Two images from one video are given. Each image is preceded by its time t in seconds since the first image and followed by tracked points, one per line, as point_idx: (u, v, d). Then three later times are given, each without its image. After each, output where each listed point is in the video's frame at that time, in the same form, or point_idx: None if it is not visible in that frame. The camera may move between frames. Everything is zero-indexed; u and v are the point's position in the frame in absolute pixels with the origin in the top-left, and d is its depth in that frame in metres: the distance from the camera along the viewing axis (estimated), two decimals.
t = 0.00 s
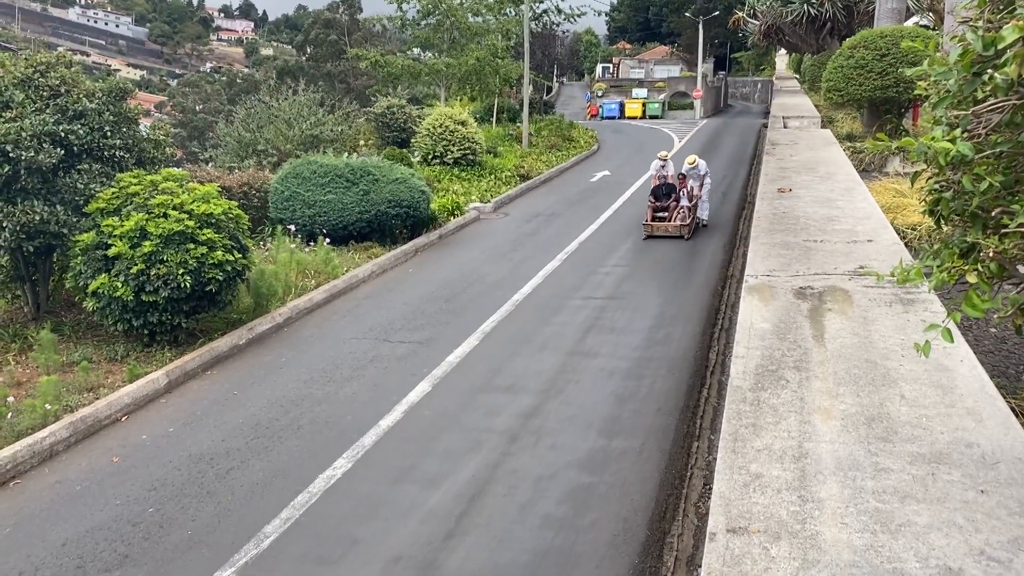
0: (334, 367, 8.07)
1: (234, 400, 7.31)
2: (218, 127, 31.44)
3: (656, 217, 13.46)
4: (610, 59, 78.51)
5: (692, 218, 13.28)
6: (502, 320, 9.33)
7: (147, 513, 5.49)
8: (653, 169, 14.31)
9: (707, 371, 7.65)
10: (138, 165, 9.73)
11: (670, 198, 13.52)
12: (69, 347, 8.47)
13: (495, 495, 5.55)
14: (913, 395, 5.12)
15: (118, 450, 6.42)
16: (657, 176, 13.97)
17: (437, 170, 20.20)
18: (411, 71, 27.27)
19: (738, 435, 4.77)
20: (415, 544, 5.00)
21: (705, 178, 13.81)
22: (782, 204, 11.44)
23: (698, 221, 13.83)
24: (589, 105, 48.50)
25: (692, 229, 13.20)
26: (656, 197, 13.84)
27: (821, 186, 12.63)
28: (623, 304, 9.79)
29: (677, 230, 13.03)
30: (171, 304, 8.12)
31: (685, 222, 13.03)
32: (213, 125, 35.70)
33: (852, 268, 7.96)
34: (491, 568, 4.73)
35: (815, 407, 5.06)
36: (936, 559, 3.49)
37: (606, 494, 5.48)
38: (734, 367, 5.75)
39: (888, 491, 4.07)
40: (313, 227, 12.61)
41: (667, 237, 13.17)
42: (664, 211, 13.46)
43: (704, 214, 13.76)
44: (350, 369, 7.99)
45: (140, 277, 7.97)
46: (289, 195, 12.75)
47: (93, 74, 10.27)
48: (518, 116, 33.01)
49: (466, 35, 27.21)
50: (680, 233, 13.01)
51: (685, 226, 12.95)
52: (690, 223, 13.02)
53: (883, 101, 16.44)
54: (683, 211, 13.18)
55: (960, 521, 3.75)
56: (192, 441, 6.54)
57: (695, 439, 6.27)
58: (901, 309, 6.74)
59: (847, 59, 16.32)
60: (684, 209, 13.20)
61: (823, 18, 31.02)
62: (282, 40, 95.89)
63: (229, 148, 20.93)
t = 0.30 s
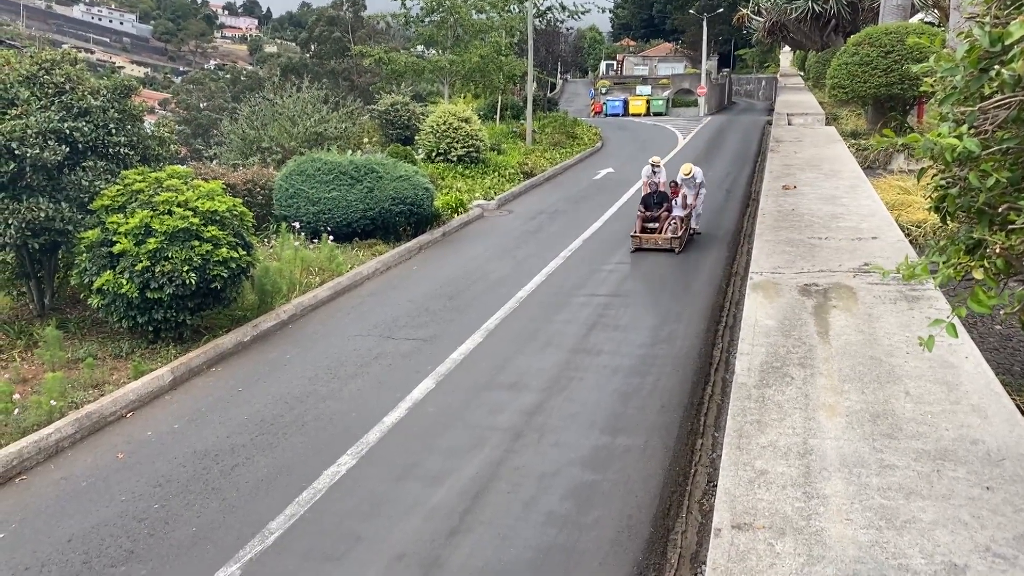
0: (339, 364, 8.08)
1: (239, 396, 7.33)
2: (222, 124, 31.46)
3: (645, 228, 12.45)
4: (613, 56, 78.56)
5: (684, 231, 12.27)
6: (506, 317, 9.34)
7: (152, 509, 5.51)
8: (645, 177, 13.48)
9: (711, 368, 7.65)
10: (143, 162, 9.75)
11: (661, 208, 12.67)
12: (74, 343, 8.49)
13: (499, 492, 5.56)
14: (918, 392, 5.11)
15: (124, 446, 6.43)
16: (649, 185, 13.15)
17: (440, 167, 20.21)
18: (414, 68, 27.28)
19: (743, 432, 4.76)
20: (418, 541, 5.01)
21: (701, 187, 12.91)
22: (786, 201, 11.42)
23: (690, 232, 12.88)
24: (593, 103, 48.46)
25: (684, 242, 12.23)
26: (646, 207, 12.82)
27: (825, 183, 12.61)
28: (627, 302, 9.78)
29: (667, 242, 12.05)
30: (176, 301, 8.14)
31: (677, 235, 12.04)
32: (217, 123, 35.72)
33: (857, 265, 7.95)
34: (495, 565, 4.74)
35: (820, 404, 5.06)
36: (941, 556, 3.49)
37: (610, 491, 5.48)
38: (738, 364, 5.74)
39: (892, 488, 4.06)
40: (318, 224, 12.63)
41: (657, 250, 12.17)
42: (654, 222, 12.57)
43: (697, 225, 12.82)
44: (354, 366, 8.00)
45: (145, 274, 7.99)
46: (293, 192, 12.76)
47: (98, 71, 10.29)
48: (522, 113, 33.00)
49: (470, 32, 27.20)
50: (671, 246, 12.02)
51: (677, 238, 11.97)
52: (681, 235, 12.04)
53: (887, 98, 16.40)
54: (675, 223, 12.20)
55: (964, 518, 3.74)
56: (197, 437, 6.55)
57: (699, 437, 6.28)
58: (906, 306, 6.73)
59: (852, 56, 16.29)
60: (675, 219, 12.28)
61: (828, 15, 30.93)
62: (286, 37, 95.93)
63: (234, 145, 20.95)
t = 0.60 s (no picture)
0: (342, 362, 8.09)
1: (242, 394, 7.34)
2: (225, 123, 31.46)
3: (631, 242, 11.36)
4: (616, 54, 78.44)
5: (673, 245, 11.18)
6: (509, 315, 9.33)
7: (155, 507, 5.52)
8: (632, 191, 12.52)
9: (714, 367, 7.65)
10: (146, 161, 9.76)
11: (649, 221, 11.53)
12: (78, 342, 8.51)
13: (502, 490, 5.56)
14: (921, 391, 5.10)
15: (127, 444, 6.45)
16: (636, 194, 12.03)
17: (443, 165, 20.20)
18: (417, 67, 27.26)
19: (745, 431, 4.76)
20: (422, 539, 5.01)
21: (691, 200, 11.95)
22: (790, 199, 11.40)
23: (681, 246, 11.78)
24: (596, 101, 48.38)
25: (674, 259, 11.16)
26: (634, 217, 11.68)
27: (828, 182, 12.58)
28: (630, 300, 9.76)
29: (655, 258, 11.00)
30: (179, 300, 8.15)
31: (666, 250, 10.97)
32: (220, 121, 35.74)
33: (860, 264, 7.93)
34: (498, 563, 4.74)
35: (823, 402, 5.05)
36: (944, 555, 3.49)
37: (613, 489, 5.48)
38: (741, 362, 5.74)
39: (895, 486, 4.06)
40: (321, 222, 12.64)
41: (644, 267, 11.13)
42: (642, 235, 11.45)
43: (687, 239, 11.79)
44: (357, 364, 8.01)
45: (148, 272, 8.00)
46: (296, 190, 12.76)
47: (102, 70, 10.31)
48: (525, 111, 32.96)
49: (473, 30, 27.17)
50: (660, 263, 10.96)
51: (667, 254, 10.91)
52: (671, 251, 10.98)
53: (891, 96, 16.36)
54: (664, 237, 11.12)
55: (967, 517, 3.74)
56: (200, 435, 6.57)
57: (702, 435, 6.28)
58: (909, 305, 6.72)
59: (855, 54, 16.25)
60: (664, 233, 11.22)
61: (832, 13, 30.83)
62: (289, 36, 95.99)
63: (237, 144, 20.95)
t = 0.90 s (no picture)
0: (345, 361, 8.10)
1: (246, 393, 7.35)
2: (228, 121, 31.46)
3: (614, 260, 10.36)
4: (620, 53, 78.41)
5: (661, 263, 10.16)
6: (512, 314, 9.32)
7: (158, 505, 5.54)
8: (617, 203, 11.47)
9: (717, 365, 7.65)
10: (149, 160, 9.78)
11: (635, 236, 10.43)
12: (81, 340, 8.53)
13: (505, 488, 5.57)
14: (923, 389, 5.10)
15: (131, 442, 6.47)
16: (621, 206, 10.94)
17: (446, 164, 20.20)
18: (420, 65, 27.25)
19: (746, 430, 4.75)
20: (424, 538, 5.02)
21: (682, 210, 10.89)
22: (793, 198, 11.39)
23: (671, 264, 10.79)
24: (599, 100, 48.32)
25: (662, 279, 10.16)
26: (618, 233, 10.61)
27: (831, 180, 12.55)
28: (634, 299, 9.75)
29: (641, 279, 9.99)
30: (183, 298, 8.16)
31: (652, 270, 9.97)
32: (223, 120, 35.75)
33: (862, 262, 7.92)
34: (500, 562, 4.73)
35: (825, 402, 5.04)
36: (945, 555, 3.48)
37: (615, 488, 5.48)
38: (742, 361, 5.74)
39: (896, 486, 4.05)
40: (324, 221, 12.65)
41: (629, 288, 10.14)
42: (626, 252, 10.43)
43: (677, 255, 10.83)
44: (360, 363, 8.02)
45: (151, 271, 8.01)
46: (300, 189, 12.77)
47: (105, 70, 10.32)
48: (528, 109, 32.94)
49: (476, 29, 27.14)
50: (647, 284, 9.98)
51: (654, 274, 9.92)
52: (659, 271, 10.00)
53: (894, 94, 16.32)
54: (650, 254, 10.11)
55: (969, 517, 3.73)
56: (204, 434, 6.58)
57: (705, 434, 6.28)
58: (912, 304, 6.70)
59: (859, 52, 16.22)
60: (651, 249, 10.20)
61: (835, 12, 30.74)
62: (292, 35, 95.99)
63: (240, 143, 20.97)
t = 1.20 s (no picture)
0: (352, 359, 8.11)
1: (253, 391, 7.38)
2: (236, 120, 31.52)
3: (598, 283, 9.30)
4: (627, 51, 78.24)
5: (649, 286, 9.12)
6: (519, 313, 9.32)
7: (166, 503, 5.56)
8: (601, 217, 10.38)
9: (724, 364, 7.63)
10: (158, 158, 9.82)
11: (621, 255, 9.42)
12: (90, 338, 8.57)
13: (512, 486, 5.57)
14: (931, 389, 5.07)
15: (139, 440, 6.50)
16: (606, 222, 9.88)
17: (453, 162, 20.21)
18: (427, 64, 27.25)
19: (753, 429, 4.75)
20: (431, 536, 5.02)
21: (672, 224, 9.82)
22: (801, 196, 11.35)
23: (661, 285, 9.76)
24: (606, 98, 48.23)
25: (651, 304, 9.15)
26: (602, 252, 9.55)
27: (840, 179, 12.50)
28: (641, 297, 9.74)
29: (628, 304, 8.97)
30: (190, 297, 8.19)
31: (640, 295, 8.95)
32: (231, 119, 35.84)
33: (870, 261, 7.89)
34: (506, 561, 4.74)
35: (831, 401, 5.03)
36: (952, 555, 3.47)
37: (622, 487, 5.48)
38: (749, 360, 5.72)
39: (903, 485, 4.04)
40: (331, 219, 12.68)
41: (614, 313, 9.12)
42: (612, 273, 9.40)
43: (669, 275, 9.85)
44: (367, 361, 8.03)
45: (159, 269, 8.04)
46: (307, 187, 12.79)
47: (113, 68, 10.36)
48: (535, 108, 32.90)
49: (483, 27, 27.12)
50: (634, 310, 8.97)
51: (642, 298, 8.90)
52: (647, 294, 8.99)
53: (903, 92, 16.24)
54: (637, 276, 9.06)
55: (976, 516, 3.72)
56: (212, 432, 6.60)
57: (712, 433, 6.27)
58: (920, 303, 6.68)
59: (867, 50, 16.15)
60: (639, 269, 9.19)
61: (844, 9, 30.59)
62: (299, 34, 96.11)
63: (248, 141, 21.02)
